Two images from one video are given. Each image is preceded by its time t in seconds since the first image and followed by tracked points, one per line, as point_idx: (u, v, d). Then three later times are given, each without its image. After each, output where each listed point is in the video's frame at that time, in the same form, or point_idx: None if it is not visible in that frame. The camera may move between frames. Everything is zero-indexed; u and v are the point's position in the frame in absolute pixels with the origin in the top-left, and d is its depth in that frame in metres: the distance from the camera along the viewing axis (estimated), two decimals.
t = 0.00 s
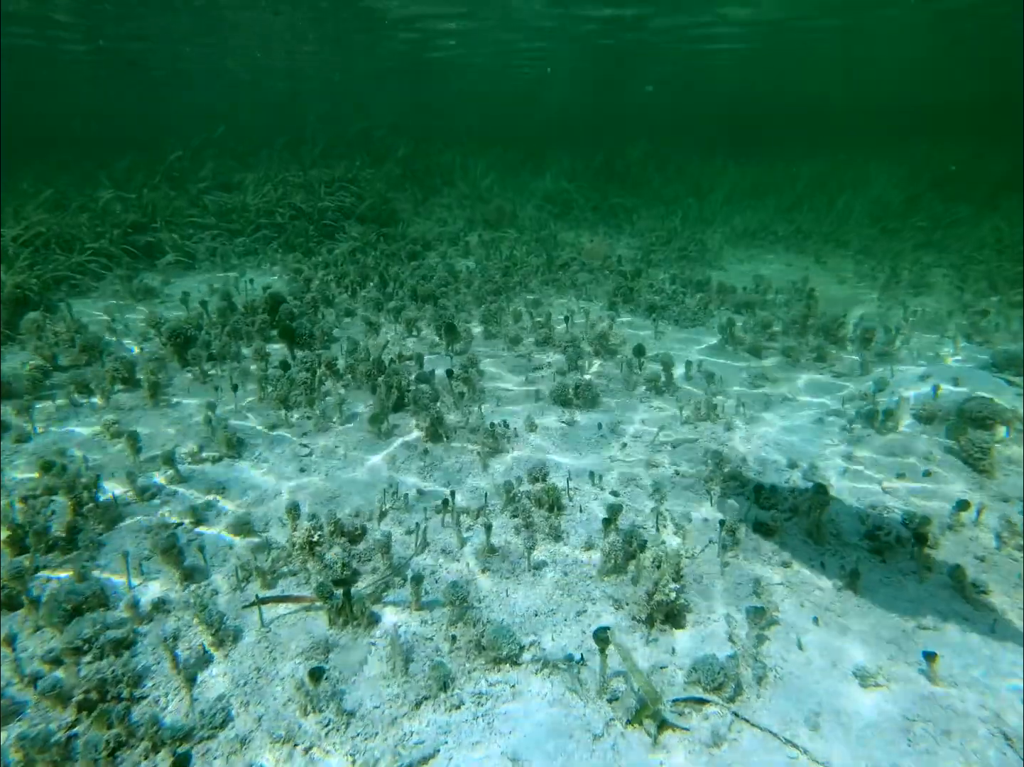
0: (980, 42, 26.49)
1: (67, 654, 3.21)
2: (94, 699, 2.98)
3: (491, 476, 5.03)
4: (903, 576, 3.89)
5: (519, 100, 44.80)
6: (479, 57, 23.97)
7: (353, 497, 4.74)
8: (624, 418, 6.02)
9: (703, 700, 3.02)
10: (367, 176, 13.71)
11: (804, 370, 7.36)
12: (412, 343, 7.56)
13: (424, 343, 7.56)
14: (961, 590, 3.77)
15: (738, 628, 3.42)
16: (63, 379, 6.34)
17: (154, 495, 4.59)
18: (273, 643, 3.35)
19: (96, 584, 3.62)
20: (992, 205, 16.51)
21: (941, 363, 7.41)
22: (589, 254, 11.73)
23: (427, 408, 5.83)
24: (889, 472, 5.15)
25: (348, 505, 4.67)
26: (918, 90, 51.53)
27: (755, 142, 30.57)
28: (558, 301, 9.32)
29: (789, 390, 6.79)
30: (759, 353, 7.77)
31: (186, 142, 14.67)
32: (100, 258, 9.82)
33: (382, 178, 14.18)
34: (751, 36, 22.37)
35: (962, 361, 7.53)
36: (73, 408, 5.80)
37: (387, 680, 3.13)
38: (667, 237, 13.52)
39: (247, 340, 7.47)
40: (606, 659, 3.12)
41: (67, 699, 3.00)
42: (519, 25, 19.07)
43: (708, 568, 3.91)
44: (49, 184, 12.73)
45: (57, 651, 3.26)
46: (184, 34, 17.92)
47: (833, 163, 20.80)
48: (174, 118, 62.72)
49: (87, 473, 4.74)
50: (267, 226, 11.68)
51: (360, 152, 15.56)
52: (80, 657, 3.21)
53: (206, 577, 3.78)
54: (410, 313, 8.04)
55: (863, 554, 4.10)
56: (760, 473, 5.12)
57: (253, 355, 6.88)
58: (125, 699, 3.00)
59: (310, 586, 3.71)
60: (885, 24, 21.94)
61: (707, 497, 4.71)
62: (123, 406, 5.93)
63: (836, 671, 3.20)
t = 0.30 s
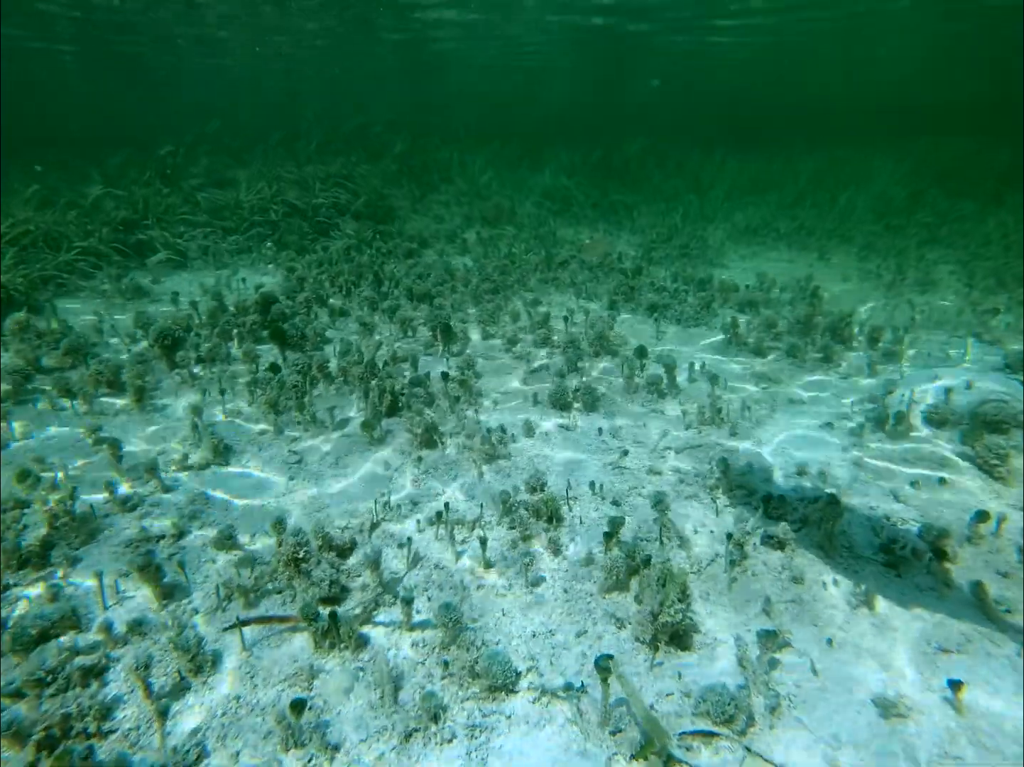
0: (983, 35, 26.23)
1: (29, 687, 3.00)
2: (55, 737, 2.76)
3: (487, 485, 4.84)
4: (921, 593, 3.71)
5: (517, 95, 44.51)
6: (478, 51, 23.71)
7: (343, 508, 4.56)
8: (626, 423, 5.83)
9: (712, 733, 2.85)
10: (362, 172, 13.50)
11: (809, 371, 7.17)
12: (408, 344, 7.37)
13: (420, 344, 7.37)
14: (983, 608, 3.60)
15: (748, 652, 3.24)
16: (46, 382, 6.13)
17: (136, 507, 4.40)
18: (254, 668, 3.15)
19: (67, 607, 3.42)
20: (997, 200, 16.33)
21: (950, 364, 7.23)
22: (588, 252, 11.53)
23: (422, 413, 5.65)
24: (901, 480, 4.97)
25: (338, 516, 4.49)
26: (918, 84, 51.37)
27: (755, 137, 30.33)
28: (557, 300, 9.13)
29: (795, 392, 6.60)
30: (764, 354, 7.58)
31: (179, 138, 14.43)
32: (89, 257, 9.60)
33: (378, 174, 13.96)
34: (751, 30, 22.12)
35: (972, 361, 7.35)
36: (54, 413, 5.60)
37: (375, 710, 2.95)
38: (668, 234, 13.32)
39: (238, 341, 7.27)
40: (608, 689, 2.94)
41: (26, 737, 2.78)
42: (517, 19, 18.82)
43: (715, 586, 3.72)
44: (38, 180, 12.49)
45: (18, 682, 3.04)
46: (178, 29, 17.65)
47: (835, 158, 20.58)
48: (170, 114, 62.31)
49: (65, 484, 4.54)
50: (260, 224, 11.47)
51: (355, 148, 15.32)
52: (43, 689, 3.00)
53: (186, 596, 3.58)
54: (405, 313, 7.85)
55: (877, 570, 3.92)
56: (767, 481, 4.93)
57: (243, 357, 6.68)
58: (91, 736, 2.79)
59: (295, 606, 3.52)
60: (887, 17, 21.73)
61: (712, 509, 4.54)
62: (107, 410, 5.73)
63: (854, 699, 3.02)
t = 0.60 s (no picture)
0: (984, 29, 25.97)
1: None
2: None
3: (479, 495, 4.65)
4: (936, 612, 3.53)
5: (515, 91, 44.26)
6: (475, 46, 23.45)
7: (329, 522, 4.37)
8: (624, 428, 5.63)
9: None
10: (356, 169, 13.27)
11: (813, 373, 6.98)
12: (400, 346, 7.17)
13: (412, 346, 7.17)
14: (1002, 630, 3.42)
15: (754, 681, 3.06)
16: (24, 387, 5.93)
17: (111, 520, 4.20)
18: (227, 699, 2.95)
19: (29, 633, 3.23)
20: (1000, 197, 16.11)
21: (957, 366, 7.04)
22: (585, 250, 11.33)
23: (413, 419, 5.45)
24: (910, 489, 4.78)
25: (323, 530, 4.30)
26: (916, 80, 51.24)
27: (755, 133, 30.08)
28: (554, 299, 8.92)
29: (798, 396, 6.41)
30: (765, 355, 7.38)
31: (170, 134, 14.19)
32: (74, 256, 9.39)
33: (372, 171, 13.73)
34: (750, 24, 21.87)
35: (980, 364, 7.16)
36: (31, 420, 5.40)
37: (355, 746, 2.76)
38: (667, 232, 13.10)
39: (225, 343, 7.07)
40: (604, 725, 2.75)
41: None
42: (514, 13, 18.57)
43: (718, 605, 3.54)
44: (25, 178, 12.27)
45: None
46: (169, 23, 17.39)
47: (836, 154, 20.36)
48: (166, 111, 61.96)
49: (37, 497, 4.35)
50: (251, 222, 11.25)
51: (349, 145, 15.09)
52: None
53: (159, 618, 3.38)
54: (397, 314, 7.64)
55: (888, 586, 3.73)
56: (771, 491, 4.75)
57: (230, 360, 6.47)
58: None
59: (274, 629, 3.33)
60: (889, 11, 21.47)
61: (714, 521, 4.35)
62: (85, 416, 5.53)
63: (868, 734, 2.85)
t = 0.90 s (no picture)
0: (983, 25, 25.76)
1: None
2: None
3: (471, 510, 4.46)
4: (952, 636, 3.36)
5: (512, 88, 43.99)
6: (470, 42, 23.19)
7: (313, 538, 4.18)
8: (623, 438, 5.44)
9: None
10: (349, 168, 13.05)
11: (816, 378, 6.80)
12: (392, 350, 6.96)
13: (404, 350, 6.97)
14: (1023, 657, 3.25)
15: (762, 717, 2.89)
16: None
17: (84, 540, 4.00)
18: (198, 739, 2.76)
19: None
20: (1002, 195, 15.94)
21: (964, 370, 6.86)
22: (582, 250, 11.14)
23: (403, 428, 5.25)
24: (919, 502, 4.60)
25: (308, 548, 4.10)
26: (915, 77, 51.08)
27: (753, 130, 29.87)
28: (551, 301, 8.73)
29: (800, 402, 6.23)
30: (767, 360, 7.20)
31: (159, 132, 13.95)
32: (59, 257, 9.17)
33: (366, 170, 13.51)
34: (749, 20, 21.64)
35: (986, 367, 6.99)
36: (5, 430, 5.19)
37: None
38: (666, 231, 12.90)
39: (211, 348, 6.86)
40: None
41: None
42: (510, 9, 18.33)
43: (722, 630, 3.36)
44: (10, 177, 12.02)
45: None
46: (159, 19, 17.11)
47: (835, 152, 20.15)
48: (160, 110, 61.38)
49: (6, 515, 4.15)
50: (242, 222, 11.03)
51: (342, 144, 14.86)
52: None
53: (127, 648, 3.18)
54: (389, 318, 7.44)
55: (901, 608, 3.54)
56: (775, 504, 4.57)
57: (215, 366, 6.27)
58: None
59: (250, 660, 3.14)
60: (889, 7, 21.25)
61: (716, 538, 4.16)
62: (62, 425, 5.32)
63: None
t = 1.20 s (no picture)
0: (981, 21, 25.57)
1: None
2: None
3: (461, 525, 4.27)
4: (967, 664, 3.19)
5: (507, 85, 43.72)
6: (465, 39, 22.95)
7: (295, 556, 3.98)
8: (619, 447, 5.26)
9: None
10: (341, 166, 12.82)
11: (817, 382, 6.62)
12: (381, 355, 6.76)
13: (394, 354, 6.77)
14: None
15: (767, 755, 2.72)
16: None
17: (50, 561, 3.82)
18: None
19: None
20: (1002, 193, 15.79)
21: (969, 375, 6.69)
22: (578, 250, 10.95)
23: (391, 438, 5.06)
24: (928, 516, 4.43)
25: (289, 566, 3.90)
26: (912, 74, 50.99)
27: (749, 128, 29.65)
28: (545, 302, 8.53)
29: (801, 408, 6.06)
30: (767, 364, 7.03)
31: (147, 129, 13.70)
32: (41, 258, 8.95)
33: (358, 168, 13.28)
34: (746, 16, 21.44)
35: (992, 371, 6.82)
36: None
37: None
38: (663, 230, 12.71)
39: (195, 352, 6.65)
40: None
41: None
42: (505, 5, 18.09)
43: (724, 657, 3.18)
44: None
45: None
46: (148, 14, 16.84)
47: (833, 150, 19.96)
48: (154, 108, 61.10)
49: None
50: (230, 221, 10.80)
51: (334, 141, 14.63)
52: None
53: (87, 682, 3.03)
54: (379, 320, 7.24)
55: (912, 632, 3.37)
56: (777, 518, 4.39)
57: (197, 371, 6.07)
58: None
59: (221, 695, 2.95)
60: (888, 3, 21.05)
61: (715, 555, 3.98)
62: (35, 434, 5.12)
63: None
